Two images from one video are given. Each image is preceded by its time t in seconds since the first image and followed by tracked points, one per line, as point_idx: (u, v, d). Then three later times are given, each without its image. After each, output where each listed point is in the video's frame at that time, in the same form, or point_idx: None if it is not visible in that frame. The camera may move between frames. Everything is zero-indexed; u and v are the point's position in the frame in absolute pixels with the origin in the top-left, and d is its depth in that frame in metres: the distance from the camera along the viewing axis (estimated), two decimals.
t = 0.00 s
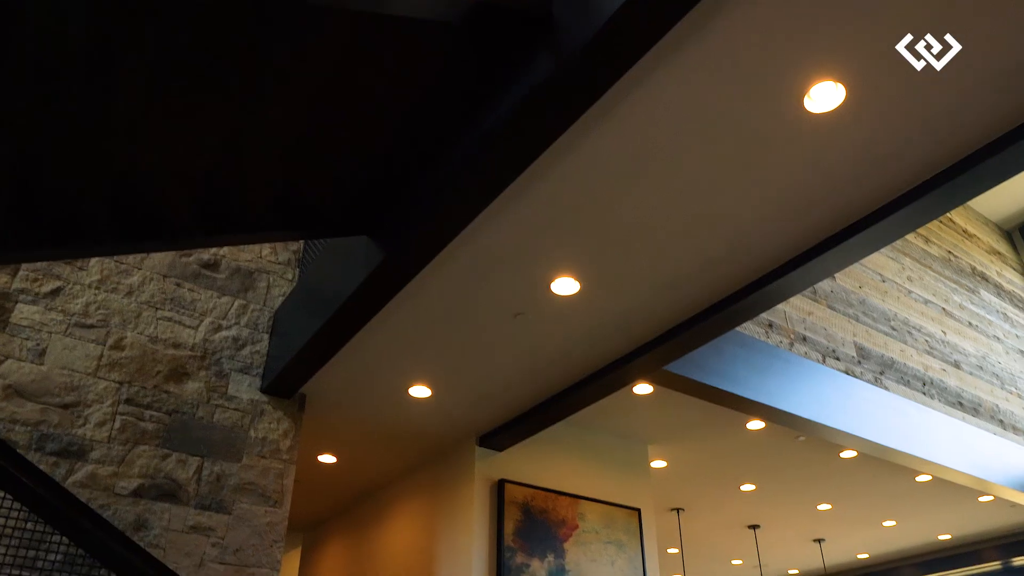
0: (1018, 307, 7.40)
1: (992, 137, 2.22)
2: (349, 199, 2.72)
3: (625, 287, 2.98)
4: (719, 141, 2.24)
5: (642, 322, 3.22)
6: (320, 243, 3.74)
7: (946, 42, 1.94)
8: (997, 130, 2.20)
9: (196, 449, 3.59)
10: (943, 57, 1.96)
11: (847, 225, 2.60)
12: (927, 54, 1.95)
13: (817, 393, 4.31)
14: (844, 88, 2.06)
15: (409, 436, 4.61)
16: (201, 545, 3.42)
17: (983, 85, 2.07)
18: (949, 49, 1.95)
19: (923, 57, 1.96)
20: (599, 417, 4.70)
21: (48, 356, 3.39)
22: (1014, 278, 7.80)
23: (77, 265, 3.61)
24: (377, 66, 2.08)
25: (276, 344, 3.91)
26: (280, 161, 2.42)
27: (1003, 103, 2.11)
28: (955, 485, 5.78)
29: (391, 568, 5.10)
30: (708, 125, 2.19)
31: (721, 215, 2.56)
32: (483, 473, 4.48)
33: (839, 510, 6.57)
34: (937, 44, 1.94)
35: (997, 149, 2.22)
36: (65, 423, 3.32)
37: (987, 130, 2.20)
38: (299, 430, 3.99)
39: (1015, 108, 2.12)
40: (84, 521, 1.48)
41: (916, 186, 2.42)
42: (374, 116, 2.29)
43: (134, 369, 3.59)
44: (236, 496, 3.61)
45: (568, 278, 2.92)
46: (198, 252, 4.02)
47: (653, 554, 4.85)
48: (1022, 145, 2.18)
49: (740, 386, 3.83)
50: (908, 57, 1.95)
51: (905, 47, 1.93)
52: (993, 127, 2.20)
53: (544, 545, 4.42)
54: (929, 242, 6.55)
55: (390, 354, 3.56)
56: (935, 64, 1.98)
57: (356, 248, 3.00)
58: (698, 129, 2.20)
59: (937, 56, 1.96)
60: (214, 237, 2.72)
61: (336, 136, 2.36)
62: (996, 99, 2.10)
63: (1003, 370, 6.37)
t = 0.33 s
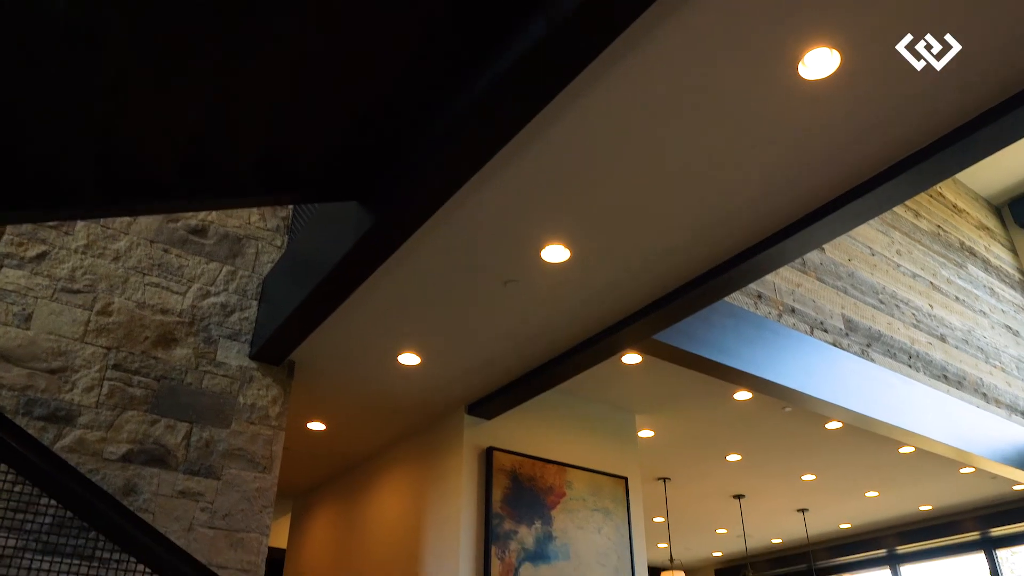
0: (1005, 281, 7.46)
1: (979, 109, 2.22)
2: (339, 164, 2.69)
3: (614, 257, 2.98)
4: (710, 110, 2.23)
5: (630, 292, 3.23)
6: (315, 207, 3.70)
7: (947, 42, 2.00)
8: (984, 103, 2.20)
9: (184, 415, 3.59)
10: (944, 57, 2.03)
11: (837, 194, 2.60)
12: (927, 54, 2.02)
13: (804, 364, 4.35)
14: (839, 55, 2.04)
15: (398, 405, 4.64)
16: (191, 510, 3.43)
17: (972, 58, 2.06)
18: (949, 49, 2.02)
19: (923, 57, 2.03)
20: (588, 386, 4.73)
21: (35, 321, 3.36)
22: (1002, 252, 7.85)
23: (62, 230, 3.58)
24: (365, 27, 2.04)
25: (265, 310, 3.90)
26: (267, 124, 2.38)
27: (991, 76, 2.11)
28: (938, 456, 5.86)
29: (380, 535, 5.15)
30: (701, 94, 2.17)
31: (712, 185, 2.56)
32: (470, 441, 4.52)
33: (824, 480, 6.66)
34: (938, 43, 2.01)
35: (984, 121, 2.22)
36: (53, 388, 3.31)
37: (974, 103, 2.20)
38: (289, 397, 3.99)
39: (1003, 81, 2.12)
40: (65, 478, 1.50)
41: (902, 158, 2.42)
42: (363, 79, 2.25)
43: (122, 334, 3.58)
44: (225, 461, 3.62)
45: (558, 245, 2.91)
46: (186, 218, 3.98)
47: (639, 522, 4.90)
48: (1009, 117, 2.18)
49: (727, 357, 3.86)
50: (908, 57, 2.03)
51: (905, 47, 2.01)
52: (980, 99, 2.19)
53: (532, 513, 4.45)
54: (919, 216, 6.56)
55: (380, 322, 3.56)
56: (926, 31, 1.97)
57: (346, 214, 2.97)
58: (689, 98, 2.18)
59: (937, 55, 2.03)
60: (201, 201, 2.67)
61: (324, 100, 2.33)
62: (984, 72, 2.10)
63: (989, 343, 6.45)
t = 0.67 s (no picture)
0: (989, 255, 7.52)
1: (970, 80, 2.22)
2: (326, 124, 2.65)
3: (603, 222, 2.97)
4: (703, 76, 2.21)
5: (618, 258, 3.24)
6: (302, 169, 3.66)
7: (946, 43, 2.10)
8: (976, 73, 2.20)
9: (170, 377, 3.58)
10: (944, 58, 2.13)
11: (827, 163, 2.59)
12: (926, 54, 2.11)
13: (789, 333, 4.38)
14: (835, 18, 2.02)
15: (385, 370, 4.65)
16: (177, 472, 3.44)
17: (964, 26, 2.06)
18: (948, 49, 2.11)
19: (923, 57, 2.12)
20: (576, 353, 4.76)
21: (17, 282, 3.34)
22: (987, 227, 7.90)
23: (44, 190, 3.53)
24: None
25: (252, 273, 3.87)
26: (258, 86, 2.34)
27: (983, 46, 2.11)
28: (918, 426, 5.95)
29: (367, 498, 5.19)
30: (696, 61, 2.16)
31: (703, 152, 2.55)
32: (457, 406, 4.55)
33: (806, 448, 6.75)
34: (937, 44, 2.11)
35: (974, 92, 2.22)
36: (36, 349, 3.29)
37: (966, 73, 2.20)
38: (275, 361, 3.97)
39: (995, 52, 2.12)
40: (44, 433, 1.48)
41: (892, 127, 2.41)
42: (357, 41, 2.23)
43: (106, 296, 3.55)
44: (211, 425, 3.62)
45: (547, 210, 2.90)
46: (170, 179, 3.92)
47: (624, 488, 4.96)
48: (999, 88, 2.18)
49: (715, 326, 3.88)
50: (908, 57, 2.12)
51: (905, 47, 2.10)
52: (972, 69, 2.19)
53: (518, 478, 4.50)
54: (906, 189, 6.58)
55: (368, 286, 3.55)
56: (923, 17, 2.02)
57: (333, 174, 2.93)
58: (683, 63, 2.16)
59: (937, 56, 2.12)
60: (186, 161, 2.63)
61: (318, 63, 2.30)
62: (977, 41, 2.10)
63: (971, 316, 6.52)
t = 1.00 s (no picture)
0: (971, 235, 7.59)
1: (963, 56, 2.22)
2: (313, 89, 2.60)
3: (593, 194, 2.96)
4: (698, 47, 2.19)
5: (606, 231, 3.23)
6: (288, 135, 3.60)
7: (946, 43, 2.17)
8: (970, 51, 2.20)
9: (153, 346, 3.55)
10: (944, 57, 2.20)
11: (819, 137, 2.58)
12: (927, 54, 2.18)
13: (774, 309, 4.41)
14: None
15: (371, 341, 4.65)
16: (160, 441, 3.42)
17: (958, 4, 2.06)
18: (948, 49, 2.17)
19: (923, 57, 2.19)
20: (562, 326, 4.77)
21: None
22: (970, 207, 7.97)
23: (24, 154, 3.47)
24: None
25: (237, 242, 3.83)
26: (249, 52, 2.31)
27: (977, 24, 2.10)
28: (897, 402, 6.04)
29: (351, 469, 5.21)
30: (692, 37, 2.16)
31: (695, 127, 2.55)
32: (442, 378, 4.56)
33: (786, 424, 6.84)
34: (937, 44, 2.16)
35: (967, 69, 2.21)
36: (17, 316, 3.25)
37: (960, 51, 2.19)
38: (260, 331, 3.95)
39: (990, 28, 2.11)
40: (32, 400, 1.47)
41: (882, 104, 2.41)
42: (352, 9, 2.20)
43: (88, 264, 3.50)
44: (194, 394, 3.60)
45: (537, 181, 2.88)
46: (153, 144, 3.86)
47: (607, 461, 5.01)
48: (992, 65, 2.17)
49: (702, 300, 3.90)
50: (909, 57, 2.19)
51: (905, 47, 2.17)
52: (966, 45, 2.18)
53: (502, 450, 4.53)
54: (892, 168, 6.62)
55: (356, 257, 3.53)
56: (921, 17, 2.09)
57: (321, 142, 2.89)
58: (678, 34, 2.14)
59: (936, 56, 2.20)
60: (171, 126, 2.58)
61: (310, 29, 2.27)
62: (971, 18, 2.09)
63: (952, 296, 6.60)
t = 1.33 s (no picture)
0: (947, 222, 7.71)
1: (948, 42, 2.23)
2: (298, 60, 2.57)
3: (579, 172, 2.96)
4: (687, 26, 2.19)
5: (591, 209, 3.23)
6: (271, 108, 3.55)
7: (947, 43, 2.19)
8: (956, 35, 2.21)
9: (131, 320, 3.51)
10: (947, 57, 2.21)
11: (804, 119, 2.60)
12: (926, 54, 2.23)
13: (754, 291, 4.45)
14: None
15: (353, 318, 4.63)
16: (138, 416, 3.40)
17: None
18: (949, 49, 2.19)
19: (923, 57, 2.24)
20: (543, 306, 4.79)
21: None
22: (947, 194, 8.08)
23: None
24: None
25: (217, 216, 3.78)
26: (233, 21, 2.27)
27: (963, 11, 2.12)
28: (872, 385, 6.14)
29: (331, 447, 5.21)
30: (682, 17, 2.16)
31: (681, 107, 2.56)
32: (424, 356, 4.57)
33: (763, 405, 6.93)
34: (937, 44, 2.20)
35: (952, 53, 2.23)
36: None
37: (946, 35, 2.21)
38: (240, 306, 3.91)
39: (976, 13, 2.13)
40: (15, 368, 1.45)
41: (866, 89, 2.44)
42: None
43: (65, 236, 3.45)
44: (173, 369, 3.57)
45: (522, 158, 2.87)
46: (132, 115, 3.79)
47: (586, 441, 5.05)
48: (978, 50, 2.19)
49: (683, 280, 3.93)
50: (909, 57, 2.25)
51: (905, 47, 2.23)
52: (954, 32, 2.19)
53: (482, 428, 4.55)
54: (872, 153, 6.69)
55: (338, 233, 3.51)
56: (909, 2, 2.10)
57: (304, 115, 2.86)
58: (667, 12, 2.14)
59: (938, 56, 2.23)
60: (150, 95, 2.54)
61: None
62: (957, 3, 2.10)
63: (928, 281, 6.70)
